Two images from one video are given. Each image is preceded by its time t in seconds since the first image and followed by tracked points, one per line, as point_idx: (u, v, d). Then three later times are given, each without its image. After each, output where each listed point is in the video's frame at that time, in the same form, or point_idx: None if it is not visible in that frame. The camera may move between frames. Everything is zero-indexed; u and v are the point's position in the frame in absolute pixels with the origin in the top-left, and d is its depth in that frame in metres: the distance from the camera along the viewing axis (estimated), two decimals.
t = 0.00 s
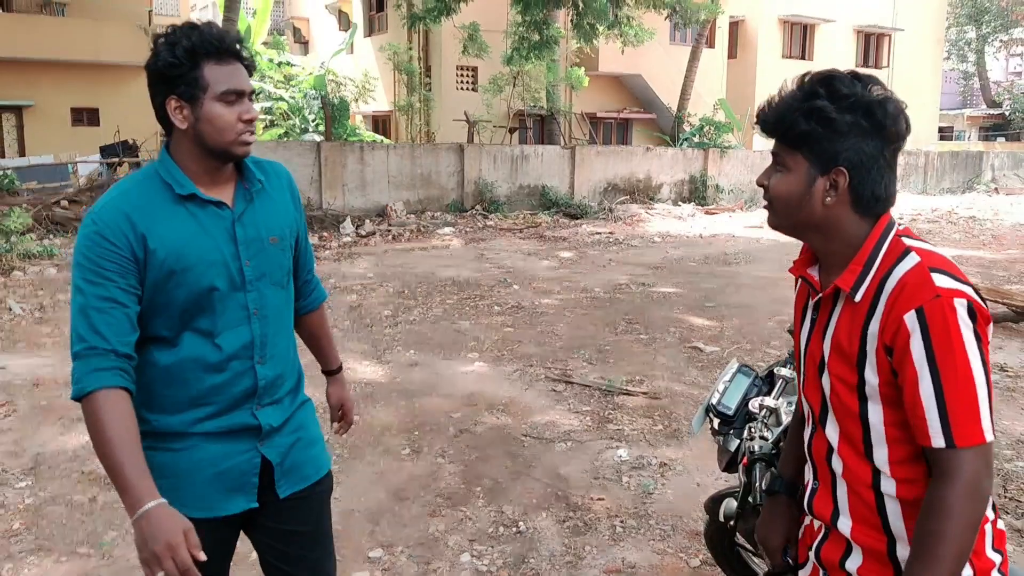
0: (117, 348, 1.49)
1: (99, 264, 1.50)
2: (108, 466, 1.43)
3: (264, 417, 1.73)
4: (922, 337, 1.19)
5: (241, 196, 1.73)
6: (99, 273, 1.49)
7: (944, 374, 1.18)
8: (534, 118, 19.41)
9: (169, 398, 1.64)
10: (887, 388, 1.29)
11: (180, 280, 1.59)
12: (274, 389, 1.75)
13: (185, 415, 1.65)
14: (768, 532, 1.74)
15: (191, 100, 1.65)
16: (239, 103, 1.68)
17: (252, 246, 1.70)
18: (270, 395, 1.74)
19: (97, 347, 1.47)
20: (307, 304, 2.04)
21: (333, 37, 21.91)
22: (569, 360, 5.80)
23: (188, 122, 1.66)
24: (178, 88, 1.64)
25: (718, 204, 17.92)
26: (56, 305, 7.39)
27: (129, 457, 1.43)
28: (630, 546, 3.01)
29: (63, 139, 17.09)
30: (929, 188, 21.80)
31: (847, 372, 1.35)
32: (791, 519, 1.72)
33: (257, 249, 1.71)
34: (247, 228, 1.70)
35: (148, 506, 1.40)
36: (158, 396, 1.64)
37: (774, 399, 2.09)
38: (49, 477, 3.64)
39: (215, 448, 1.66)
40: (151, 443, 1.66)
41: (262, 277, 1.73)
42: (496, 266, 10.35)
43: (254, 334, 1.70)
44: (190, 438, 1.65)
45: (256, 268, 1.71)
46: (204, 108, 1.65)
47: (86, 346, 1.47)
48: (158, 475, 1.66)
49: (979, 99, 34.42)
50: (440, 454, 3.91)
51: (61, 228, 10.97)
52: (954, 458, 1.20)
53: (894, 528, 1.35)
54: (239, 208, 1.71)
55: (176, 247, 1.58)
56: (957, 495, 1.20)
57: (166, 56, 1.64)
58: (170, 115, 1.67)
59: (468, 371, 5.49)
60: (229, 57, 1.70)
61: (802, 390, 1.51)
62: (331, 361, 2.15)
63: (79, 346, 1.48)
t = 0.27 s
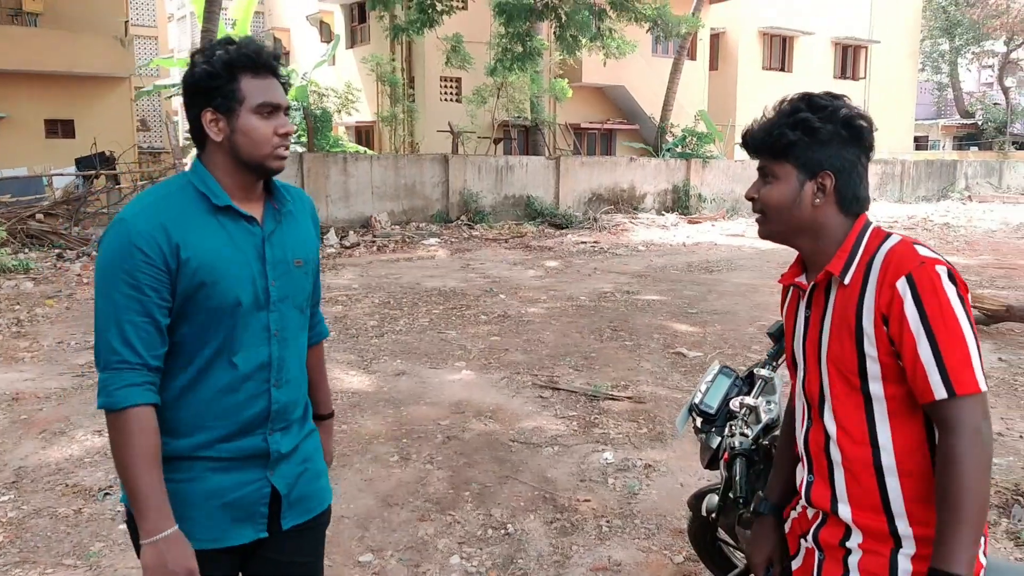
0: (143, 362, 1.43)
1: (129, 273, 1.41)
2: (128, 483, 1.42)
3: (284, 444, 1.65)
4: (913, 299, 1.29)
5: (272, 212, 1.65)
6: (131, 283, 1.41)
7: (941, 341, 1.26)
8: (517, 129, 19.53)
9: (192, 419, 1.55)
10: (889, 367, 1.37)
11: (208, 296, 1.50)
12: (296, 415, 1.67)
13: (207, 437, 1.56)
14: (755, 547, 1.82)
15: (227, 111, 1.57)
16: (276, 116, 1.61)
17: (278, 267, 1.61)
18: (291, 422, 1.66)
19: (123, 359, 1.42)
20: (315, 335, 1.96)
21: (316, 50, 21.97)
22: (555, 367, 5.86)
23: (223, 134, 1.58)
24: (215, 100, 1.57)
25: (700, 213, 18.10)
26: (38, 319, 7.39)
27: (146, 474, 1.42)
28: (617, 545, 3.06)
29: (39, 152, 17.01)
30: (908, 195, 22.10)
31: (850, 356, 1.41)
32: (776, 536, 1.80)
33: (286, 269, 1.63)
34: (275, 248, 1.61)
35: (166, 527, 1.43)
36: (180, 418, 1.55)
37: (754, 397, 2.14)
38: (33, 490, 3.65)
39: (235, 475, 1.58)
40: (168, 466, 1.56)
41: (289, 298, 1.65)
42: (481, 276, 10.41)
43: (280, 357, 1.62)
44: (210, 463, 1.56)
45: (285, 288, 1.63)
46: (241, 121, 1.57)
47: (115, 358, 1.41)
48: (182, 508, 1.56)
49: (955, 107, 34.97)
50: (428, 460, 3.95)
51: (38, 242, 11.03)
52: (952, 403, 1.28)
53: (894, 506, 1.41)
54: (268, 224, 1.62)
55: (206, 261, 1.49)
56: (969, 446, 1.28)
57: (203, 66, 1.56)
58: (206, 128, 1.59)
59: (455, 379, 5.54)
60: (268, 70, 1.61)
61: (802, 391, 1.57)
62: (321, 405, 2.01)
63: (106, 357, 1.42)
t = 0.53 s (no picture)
0: (160, 350, 1.44)
1: (157, 258, 1.42)
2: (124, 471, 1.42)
3: (296, 447, 1.65)
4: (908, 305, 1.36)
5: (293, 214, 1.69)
6: (157, 269, 1.43)
7: (945, 336, 1.33)
8: (509, 128, 19.56)
9: (206, 413, 1.54)
10: (887, 368, 1.43)
11: (231, 290, 1.51)
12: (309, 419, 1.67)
13: (220, 434, 1.55)
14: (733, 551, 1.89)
15: (269, 110, 1.60)
16: (312, 119, 1.65)
17: (299, 267, 1.65)
18: (305, 426, 1.66)
19: (140, 345, 1.42)
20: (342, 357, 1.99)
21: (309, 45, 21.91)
22: (544, 365, 5.91)
23: (260, 134, 1.62)
24: (254, 99, 1.60)
25: (691, 214, 18.19)
26: (29, 311, 7.39)
27: (142, 463, 1.43)
28: (603, 539, 3.12)
29: (28, 144, 16.92)
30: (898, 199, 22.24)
31: (845, 359, 1.46)
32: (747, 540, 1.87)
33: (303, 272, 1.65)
34: (297, 249, 1.65)
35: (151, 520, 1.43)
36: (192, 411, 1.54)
37: (737, 396, 2.20)
38: (26, 480, 3.68)
39: (250, 475, 1.56)
40: (176, 461, 1.54)
41: (304, 300, 1.67)
42: (472, 274, 10.46)
43: (296, 358, 1.63)
44: (220, 460, 1.54)
45: (301, 291, 1.65)
46: (279, 121, 1.61)
47: (134, 344, 1.42)
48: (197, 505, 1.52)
49: (946, 112, 35.21)
50: (417, 455, 4.00)
51: (28, 234, 11.00)
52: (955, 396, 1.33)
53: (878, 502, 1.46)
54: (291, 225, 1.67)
55: (231, 255, 1.50)
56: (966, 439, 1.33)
57: (245, 66, 1.60)
58: (242, 125, 1.62)
59: (445, 375, 5.59)
60: (308, 75, 1.66)
61: (793, 394, 1.61)
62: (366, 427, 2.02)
63: (123, 343, 1.42)
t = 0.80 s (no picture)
0: (186, 353, 1.43)
1: (182, 259, 1.40)
2: (163, 479, 1.41)
3: (312, 443, 1.68)
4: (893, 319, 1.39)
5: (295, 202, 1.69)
6: (182, 271, 1.40)
7: (928, 352, 1.35)
8: (503, 125, 19.57)
9: (228, 414, 1.54)
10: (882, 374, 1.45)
11: (254, 291, 1.50)
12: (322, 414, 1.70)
13: (241, 435, 1.56)
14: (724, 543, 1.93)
15: (271, 106, 1.59)
16: (315, 113, 1.64)
17: (307, 263, 1.67)
18: (319, 421, 1.70)
19: (168, 350, 1.41)
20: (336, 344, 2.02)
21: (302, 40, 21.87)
22: (536, 362, 5.95)
23: (263, 129, 1.61)
24: (256, 92, 1.59)
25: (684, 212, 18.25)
26: (22, 305, 7.38)
27: (184, 469, 1.42)
28: (592, 534, 3.16)
29: (20, 138, 16.88)
30: (890, 199, 22.37)
31: (842, 361, 1.49)
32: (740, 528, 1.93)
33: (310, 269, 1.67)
34: (303, 243, 1.67)
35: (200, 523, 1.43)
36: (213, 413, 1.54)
37: (726, 393, 2.22)
38: (21, 474, 3.70)
39: (271, 478, 1.59)
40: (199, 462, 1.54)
41: (311, 295, 1.70)
42: (465, 271, 10.48)
43: (311, 355, 1.65)
44: (244, 461, 1.56)
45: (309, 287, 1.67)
46: (282, 114, 1.60)
47: (162, 349, 1.40)
48: (225, 510, 1.54)
49: (939, 111, 35.35)
50: (410, 451, 4.03)
51: (21, 229, 11.05)
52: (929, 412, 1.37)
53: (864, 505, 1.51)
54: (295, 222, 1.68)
55: (253, 254, 1.50)
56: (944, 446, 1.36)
57: (246, 60, 1.59)
58: (245, 119, 1.61)
59: (438, 372, 5.62)
60: (309, 66, 1.65)
61: (789, 392, 1.65)
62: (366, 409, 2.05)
63: (151, 348, 1.40)
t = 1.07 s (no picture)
0: (194, 357, 1.37)
1: (186, 259, 1.34)
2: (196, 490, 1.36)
3: (305, 444, 1.67)
4: (882, 322, 1.39)
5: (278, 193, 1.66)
6: (187, 271, 1.34)
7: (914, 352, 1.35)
8: (493, 124, 19.56)
9: (228, 420, 1.50)
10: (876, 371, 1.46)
11: (256, 289, 1.46)
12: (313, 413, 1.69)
13: (240, 441, 1.52)
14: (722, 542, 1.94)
15: (253, 100, 1.53)
16: (300, 106, 1.59)
17: (295, 260, 1.66)
18: (312, 419, 1.68)
19: (177, 355, 1.34)
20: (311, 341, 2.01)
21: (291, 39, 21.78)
22: (525, 362, 5.94)
23: (244, 122, 1.55)
24: (236, 83, 1.52)
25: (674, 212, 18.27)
26: (6, 306, 7.32)
27: (219, 475, 1.37)
28: (580, 534, 3.15)
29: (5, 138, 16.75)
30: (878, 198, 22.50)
31: (833, 359, 1.49)
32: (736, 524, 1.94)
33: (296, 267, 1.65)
34: (288, 238, 1.66)
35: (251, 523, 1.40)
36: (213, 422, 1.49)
37: (712, 391, 2.22)
38: (3, 477, 3.66)
39: (266, 484, 1.57)
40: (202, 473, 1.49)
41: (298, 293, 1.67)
42: (455, 271, 10.47)
43: (305, 353, 1.63)
44: (244, 466, 1.53)
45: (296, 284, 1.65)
46: (266, 107, 1.54)
47: (171, 356, 1.34)
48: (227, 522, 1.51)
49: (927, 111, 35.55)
50: (398, 451, 4.01)
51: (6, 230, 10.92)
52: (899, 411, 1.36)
53: (850, 503, 1.49)
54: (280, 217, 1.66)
55: (253, 252, 1.46)
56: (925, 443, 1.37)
57: (228, 49, 1.52)
58: (226, 112, 1.54)
59: (427, 372, 5.60)
60: (292, 56, 1.59)
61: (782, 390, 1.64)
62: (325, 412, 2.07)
63: (159, 357, 1.33)
